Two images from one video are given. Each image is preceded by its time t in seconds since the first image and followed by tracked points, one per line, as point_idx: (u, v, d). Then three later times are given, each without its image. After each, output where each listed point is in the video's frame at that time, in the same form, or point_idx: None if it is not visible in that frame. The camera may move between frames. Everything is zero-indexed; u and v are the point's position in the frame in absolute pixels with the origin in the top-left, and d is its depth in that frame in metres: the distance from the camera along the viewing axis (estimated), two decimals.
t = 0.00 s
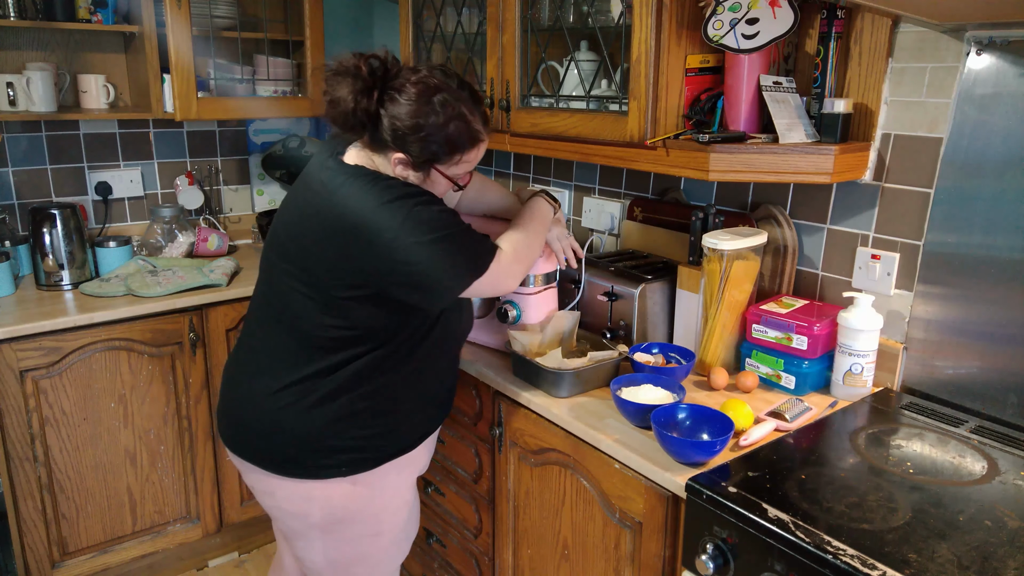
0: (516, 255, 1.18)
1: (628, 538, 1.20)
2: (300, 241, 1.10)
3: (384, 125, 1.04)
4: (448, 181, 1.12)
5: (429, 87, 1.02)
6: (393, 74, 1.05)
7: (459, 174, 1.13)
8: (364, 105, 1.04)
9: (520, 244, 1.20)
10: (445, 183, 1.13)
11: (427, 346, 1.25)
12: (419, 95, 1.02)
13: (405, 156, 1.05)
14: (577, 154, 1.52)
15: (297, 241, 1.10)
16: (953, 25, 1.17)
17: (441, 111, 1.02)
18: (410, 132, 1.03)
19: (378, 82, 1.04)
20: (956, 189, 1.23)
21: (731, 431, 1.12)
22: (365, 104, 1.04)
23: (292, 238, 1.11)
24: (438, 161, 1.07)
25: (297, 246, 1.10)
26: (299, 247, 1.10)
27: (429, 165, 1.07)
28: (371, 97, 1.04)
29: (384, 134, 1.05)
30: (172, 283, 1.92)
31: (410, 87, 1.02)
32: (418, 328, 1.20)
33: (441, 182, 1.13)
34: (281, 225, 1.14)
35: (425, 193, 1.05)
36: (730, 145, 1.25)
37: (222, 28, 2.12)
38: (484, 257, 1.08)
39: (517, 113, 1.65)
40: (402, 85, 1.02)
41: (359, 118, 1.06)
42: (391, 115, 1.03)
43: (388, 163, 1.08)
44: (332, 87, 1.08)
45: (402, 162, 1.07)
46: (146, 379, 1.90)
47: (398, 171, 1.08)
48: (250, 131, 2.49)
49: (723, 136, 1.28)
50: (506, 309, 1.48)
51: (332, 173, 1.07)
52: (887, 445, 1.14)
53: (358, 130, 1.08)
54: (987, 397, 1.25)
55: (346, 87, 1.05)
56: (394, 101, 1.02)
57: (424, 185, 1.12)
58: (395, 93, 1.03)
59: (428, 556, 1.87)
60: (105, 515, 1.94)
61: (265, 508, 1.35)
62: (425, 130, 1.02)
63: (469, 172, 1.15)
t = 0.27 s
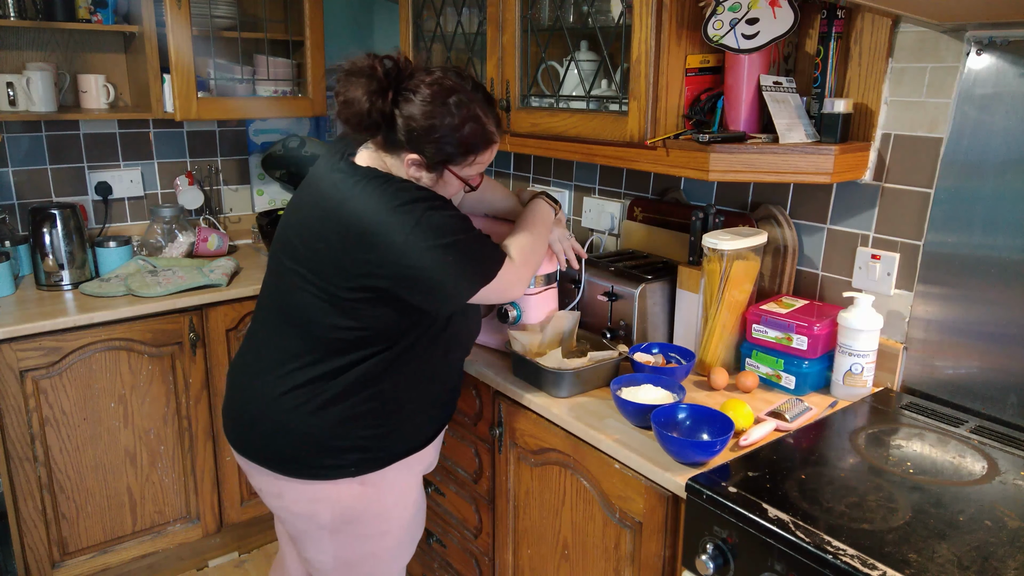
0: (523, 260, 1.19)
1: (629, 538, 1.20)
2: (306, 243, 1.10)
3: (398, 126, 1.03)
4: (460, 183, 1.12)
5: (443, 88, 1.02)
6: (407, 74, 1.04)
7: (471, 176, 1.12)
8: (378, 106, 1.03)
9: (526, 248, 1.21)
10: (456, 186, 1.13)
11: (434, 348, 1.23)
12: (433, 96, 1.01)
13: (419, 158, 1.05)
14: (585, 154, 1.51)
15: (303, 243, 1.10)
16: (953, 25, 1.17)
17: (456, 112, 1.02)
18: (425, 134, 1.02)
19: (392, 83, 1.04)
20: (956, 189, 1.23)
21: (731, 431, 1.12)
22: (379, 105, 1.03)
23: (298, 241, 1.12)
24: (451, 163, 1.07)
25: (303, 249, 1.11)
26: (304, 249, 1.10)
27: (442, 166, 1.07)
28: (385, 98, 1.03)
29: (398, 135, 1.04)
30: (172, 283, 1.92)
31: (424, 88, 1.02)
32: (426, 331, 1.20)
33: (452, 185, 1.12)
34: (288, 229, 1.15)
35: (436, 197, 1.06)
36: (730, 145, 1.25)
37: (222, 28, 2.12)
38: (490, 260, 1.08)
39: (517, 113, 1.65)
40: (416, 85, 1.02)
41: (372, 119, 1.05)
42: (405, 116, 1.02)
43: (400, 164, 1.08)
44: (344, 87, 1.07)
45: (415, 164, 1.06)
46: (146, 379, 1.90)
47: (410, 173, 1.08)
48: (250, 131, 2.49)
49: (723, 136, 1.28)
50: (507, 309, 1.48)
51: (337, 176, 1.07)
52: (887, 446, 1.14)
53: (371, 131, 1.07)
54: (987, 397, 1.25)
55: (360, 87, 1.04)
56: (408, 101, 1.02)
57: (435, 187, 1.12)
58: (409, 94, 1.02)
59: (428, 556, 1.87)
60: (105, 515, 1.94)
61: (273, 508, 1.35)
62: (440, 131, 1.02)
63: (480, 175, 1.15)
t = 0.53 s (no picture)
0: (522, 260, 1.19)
1: (629, 538, 1.20)
2: (304, 242, 1.10)
3: (396, 122, 1.04)
4: (459, 179, 1.12)
5: (442, 84, 1.02)
6: (404, 71, 1.05)
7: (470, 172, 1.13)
8: (376, 102, 1.04)
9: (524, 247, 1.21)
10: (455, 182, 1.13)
11: (430, 349, 1.24)
12: (431, 91, 1.01)
13: (417, 154, 1.05)
14: (585, 154, 1.51)
15: (301, 243, 1.10)
16: (953, 25, 1.17)
17: (455, 107, 1.02)
18: (423, 129, 1.02)
19: (389, 80, 1.04)
20: (956, 189, 1.23)
21: (731, 431, 1.12)
22: (378, 101, 1.04)
23: (296, 239, 1.11)
24: (450, 159, 1.07)
25: (301, 248, 1.10)
26: (302, 248, 1.10)
27: (441, 161, 1.07)
28: (383, 95, 1.03)
29: (396, 131, 1.04)
30: (172, 283, 1.92)
31: (422, 83, 1.02)
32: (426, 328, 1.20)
33: (452, 181, 1.13)
34: (285, 227, 1.14)
35: (436, 195, 1.06)
36: (730, 145, 1.25)
37: (222, 28, 2.12)
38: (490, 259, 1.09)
39: (517, 114, 1.65)
40: (414, 82, 1.02)
41: (370, 116, 1.05)
42: (404, 112, 1.02)
43: (399, 162, 1.08)
44: (342, 86, 1.07)
45: (413, 160, 1.07)
46: (146, 379, 1.90)
47: (409, 170, 1.08)
48: (250, 131, 2.49)
49: (723, 136, 1.28)
50: (507, 309, 1.48)
51: (336, 174, 1.07)
52: (887, 445, 1.14)
53: (369, 128, 1.07)
54: (987, 397, 1.25)
55: (358, 84, 1.04)
56: (407, 97, 1.02)
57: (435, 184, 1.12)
58: (408, 90, 1.02)
59: (428, 556, 1.87)
60: (105, 515, 1.94)
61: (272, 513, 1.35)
62: (438, 126, 1.02)
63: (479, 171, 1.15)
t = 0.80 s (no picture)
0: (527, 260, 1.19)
1: (629, 537, 1.20)
2: (309, 243, 1.10)
3: (405, 121, 1.04)
4: (466, 178, 1.13)
5: (450, 84, 1.02)
6: (413, 70, 1.05)
7: (477, 172, 1.13)
8: (385, 101, 1.04)
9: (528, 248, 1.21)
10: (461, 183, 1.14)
11: (434, 348, 1.23)
12: (440, 91, 1.01)
13: (425, 154, 1.06)
14: (586, 154, 1.50)
15: (305, 243, 1.10)
16: (953, 25, 1.17)
17: (463, 107, 1.02)
18: (432, 129, 1.03)
19: (398, 79, 1.04)
20: (956, 189, 1.23)
21: (731, 431, 1.12)
22: (387, 100, 1.04)
23: (301, 240, 1.11)
24: (458, 158, 1.07)
25: (305, 249, 1.10)
26: (307, 249, 1.10)
27: (449, 161, 1.07)
28: (392, 94, 1.04)
29: (405, 131, 1.05)
30: (172, 283, 1.93)
31: (431, 83, 1.02)
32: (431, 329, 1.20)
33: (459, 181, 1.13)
34: (290, 228, 1.15)
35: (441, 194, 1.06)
36: (730, 145, 1.25)
37: (222, 28, 2.12)
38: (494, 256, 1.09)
39: (517, 114, 1.65)
40: (423, 81, 1.03)
41: (379, 115, 1.05)
42: (413, 112, 1.03)
43: (406, 162, 1.09)
44: (349, 84, 1.07)
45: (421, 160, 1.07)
46: (146, 379, 1.90)
47: (416, 169, 1.09)
48: (250, 131, 2.49)
49: (723, 136, 1.28)
50: (507, 309, 1.48)
51: (340, 174, 1.07)
52: (887, 445, 1.14)
53: (378, 127, 1.07)
54: (987, 397, 1.25)
55: (366, 83, 1.04)
56: (416, 97, 1.02)
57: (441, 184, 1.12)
58: (417, 89, 1.03)
59: (428, 556, 1.87)
60: (105, 516, 1.95)
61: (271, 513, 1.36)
62: (447, 126, 1.02)
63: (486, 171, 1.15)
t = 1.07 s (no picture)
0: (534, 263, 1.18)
1: (629, 537, 1.20)
2: (313, 240, 1.10)
3: (416, 120, 1.04)
4: (474, 178, 1.12)
5: (460, 83, 1.03)
6: (423, 70, 1.05)
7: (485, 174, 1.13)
8: (395, 100, 1.04)
9: (533, 251, 1.21)
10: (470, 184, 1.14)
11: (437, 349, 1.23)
12: (450, 90, 1.02)
13: (435, 155, 1.06)
14: (589, 154, 1.49)
15: (310, 239, 1.11)
16: (953, 25, 1.17)
17: (474, 106, 1.03)
18: (444, 127, 1.03)
19: (409, 79, 1.04)
20: (956, 189, 1.23)
21: (731, 431, 1.12)
22: (397, 99, 1.04)
23: (306, 237, 1.12)
24: (466, 158, 1.07)
25: (311, 244, 1.11)
26: (311, 246, 1.10)
27: (458, 161, 1.07)
28: (403, 92, 1.04)
29: (416, 130, 1.05)
30: (172, 283, 1.93)
31: (441, 82, 1.03)
32: (438, 326, 1.20)
33: (467, 182, 1.13)
34: (296, 230, 1.15)
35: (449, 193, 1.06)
36: (730, 145, 1.25)
37: (222, 28, 2.12)
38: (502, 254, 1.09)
39: (517, 114, 1.65)
40: (434, 80, 1.03)
41: (389, 114, 1.05)
42: (424, 112, 1.03)
43: (414, 162, 1.09)
44: (360, 83, 1.07)
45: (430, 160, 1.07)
46: (146, 379, 1.90)
47: (424, 170, 1.09)
48: (250, 131, 2.49)
49: (723, 136, 1.28)
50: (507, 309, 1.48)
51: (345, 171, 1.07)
52: (887, 446, 1.14)
53: (387, 126, 1.07)
54: (987, 397, 1.25)
55: (377, 82, 1.05)
56: (428, 95, 1.03)
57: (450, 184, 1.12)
58: (427, 88, 1.03)
59: (428, 556, 1.87)
60: (105, 516, 1.95)
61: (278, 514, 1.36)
62: (460, 125, 1.03)
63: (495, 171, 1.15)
